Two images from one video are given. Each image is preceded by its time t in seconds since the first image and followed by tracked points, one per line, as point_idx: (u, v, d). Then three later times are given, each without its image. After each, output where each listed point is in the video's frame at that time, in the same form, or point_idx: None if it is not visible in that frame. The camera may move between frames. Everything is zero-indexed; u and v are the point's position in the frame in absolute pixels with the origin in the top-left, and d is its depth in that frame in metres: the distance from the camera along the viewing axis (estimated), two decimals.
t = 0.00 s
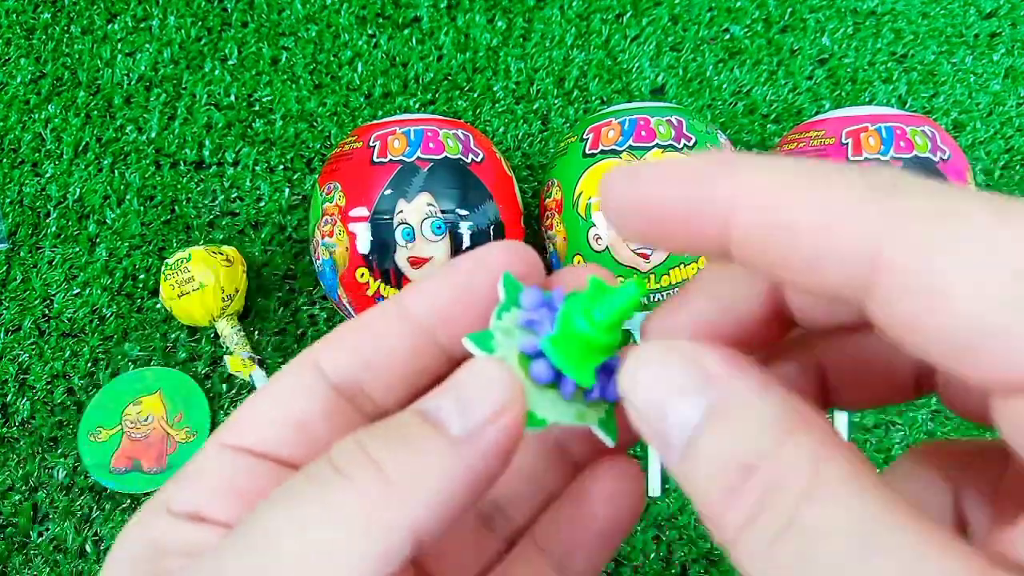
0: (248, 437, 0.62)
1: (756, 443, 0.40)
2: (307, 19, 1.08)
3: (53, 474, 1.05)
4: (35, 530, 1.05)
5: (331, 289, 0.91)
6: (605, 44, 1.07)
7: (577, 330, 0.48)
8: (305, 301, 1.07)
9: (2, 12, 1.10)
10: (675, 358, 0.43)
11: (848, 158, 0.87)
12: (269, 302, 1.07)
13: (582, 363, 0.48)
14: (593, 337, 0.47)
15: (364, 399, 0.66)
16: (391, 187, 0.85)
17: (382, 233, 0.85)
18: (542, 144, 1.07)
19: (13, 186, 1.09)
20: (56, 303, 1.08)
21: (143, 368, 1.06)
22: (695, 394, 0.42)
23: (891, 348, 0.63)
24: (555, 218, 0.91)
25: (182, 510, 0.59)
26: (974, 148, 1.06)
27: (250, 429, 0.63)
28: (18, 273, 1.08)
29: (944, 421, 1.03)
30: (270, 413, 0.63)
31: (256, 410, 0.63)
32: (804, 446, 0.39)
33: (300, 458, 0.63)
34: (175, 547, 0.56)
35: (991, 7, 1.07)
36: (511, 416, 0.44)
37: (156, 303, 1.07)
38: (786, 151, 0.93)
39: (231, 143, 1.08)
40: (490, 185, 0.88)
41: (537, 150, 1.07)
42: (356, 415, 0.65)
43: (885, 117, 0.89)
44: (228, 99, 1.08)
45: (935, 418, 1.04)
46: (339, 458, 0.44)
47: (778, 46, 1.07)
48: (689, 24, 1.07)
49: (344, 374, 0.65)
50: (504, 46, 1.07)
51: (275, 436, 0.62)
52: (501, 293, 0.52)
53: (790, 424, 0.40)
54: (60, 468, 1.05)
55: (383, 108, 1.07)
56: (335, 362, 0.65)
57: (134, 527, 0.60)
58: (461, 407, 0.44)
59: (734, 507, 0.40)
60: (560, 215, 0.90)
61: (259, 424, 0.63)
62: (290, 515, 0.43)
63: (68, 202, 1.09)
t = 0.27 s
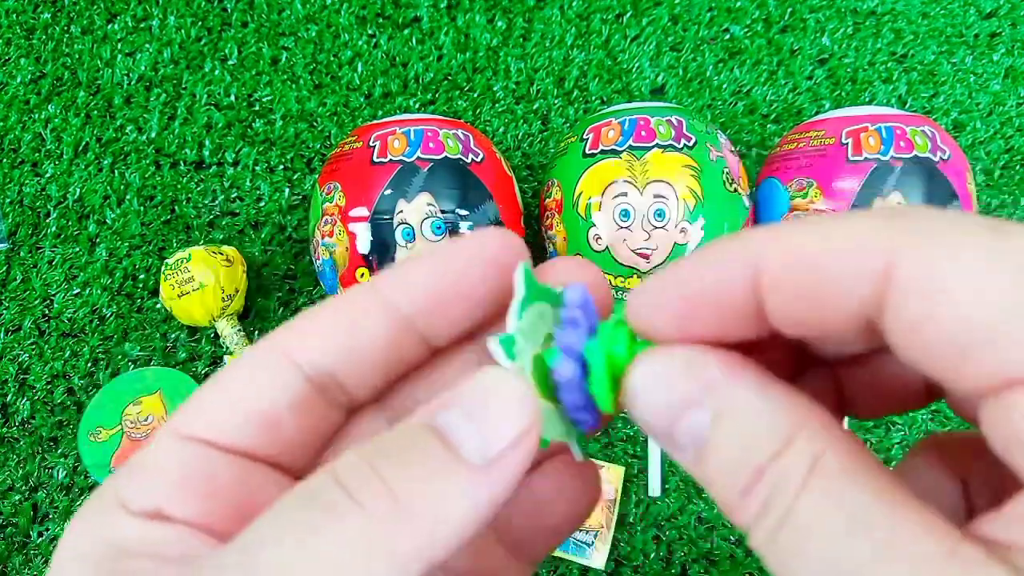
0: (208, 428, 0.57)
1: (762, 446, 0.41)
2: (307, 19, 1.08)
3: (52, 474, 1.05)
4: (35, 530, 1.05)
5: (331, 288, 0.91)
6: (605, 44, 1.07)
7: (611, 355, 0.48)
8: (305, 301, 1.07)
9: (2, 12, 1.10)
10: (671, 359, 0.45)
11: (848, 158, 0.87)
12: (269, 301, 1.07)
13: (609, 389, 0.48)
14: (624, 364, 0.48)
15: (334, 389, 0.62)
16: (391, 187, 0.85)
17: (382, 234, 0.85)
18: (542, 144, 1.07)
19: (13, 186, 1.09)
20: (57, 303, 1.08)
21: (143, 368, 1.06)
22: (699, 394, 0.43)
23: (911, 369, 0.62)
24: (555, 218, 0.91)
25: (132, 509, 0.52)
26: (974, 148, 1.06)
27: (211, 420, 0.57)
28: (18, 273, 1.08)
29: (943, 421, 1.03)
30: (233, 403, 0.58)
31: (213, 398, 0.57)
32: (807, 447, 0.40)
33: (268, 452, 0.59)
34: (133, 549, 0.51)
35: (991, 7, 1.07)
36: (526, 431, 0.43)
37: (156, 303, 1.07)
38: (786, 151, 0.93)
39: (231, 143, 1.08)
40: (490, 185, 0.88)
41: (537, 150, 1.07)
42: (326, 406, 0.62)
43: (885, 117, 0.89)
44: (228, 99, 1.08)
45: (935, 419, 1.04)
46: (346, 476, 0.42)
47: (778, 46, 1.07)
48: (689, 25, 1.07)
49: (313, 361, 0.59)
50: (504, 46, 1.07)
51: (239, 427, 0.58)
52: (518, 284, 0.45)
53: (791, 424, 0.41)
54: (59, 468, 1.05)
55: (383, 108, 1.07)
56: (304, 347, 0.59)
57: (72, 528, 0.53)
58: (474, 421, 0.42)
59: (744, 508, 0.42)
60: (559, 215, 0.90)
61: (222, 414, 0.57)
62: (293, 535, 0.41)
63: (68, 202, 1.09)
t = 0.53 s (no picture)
0: (216, 420, 0.61)
1: (768, 381, 0.39)
2: (307, 19, 1.08)
3: (52, 474, 1.05)
4: (35, 530, 1.05)
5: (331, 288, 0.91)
6: (605, 44, 1.07)
7: (617, 385, 0.43)
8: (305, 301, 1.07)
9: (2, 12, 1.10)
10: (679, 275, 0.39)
11: (848, 158, 0.87)
12: (269, 301, 1.07)
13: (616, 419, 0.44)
14: (630, 393, 0.43)
15: (329, 372, 0.65)
16: (391, 187, 0.85)
17: (382, 234, 0.85)
18: (542, 144, 1.07)
19: (13, 186, 1.09)
20: (56, 304, 1.08)
21: (143, 367, 1.06)
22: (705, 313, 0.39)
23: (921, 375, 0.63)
24: (555, 218, 0.91)
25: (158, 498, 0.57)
26: (974, 148, 1.06)
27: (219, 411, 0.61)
28: (18, 273, 1.08)
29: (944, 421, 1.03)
30: (237, 394, 0.62)
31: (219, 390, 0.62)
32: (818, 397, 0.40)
33: (276, 434, 0.63)
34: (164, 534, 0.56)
35: (991, 7, 1.07)
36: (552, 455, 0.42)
37: (156, 303, 1.07)
38: (786, 151, 0.93)
39: (231, 143, 1.08)
40: (490, 185, 0.88)
41: (537, 150, 1.07)
42: (328, 389, 0.66)
43: (885, 117, 0.89)
44: (228, 99, 1.08)
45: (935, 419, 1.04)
46: (371, 492, 0.42)
47: (778, 46, 1.07)
48: (689, 24, 1.07)
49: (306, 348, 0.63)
50: (505, 46, 1.07)
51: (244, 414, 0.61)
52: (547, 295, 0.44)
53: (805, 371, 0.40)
54: (59, 468, 1.05)
55: (383, 108, 1.07)
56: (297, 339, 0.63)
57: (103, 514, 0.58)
58: (502, 445, 0.41)
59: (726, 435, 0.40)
60: (559, 215, 0.90)
61: (228, 404, 0.61)
62: (317, 548, 0.42)
63: (68, 202, 1.09)
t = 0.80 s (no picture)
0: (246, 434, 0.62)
1: (748, 387, 0.39)
2: (307, 19, 1.08)
3: (53, 474, 1.05)
4: (35, 530, 1.05)
5: (331, 289, 0.91)
6: (605, 44, 1.07)
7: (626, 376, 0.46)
8: (305, 301, 1.07)
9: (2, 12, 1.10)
10: (663, 288, 0.40)
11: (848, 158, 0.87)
12: (269, 301, 1.07)
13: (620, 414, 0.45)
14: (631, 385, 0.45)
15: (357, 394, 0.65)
16: (391, 187, 0.85)
17: (382, 234, 0.85)
18: (542, 144, 1.07)
19: (13, 186, 1.09)
20: (56, 304, 1.08)
21: (143, 368, 1.06)
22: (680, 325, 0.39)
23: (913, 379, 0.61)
24: (555, 218, 0.91)
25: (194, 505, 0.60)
26: (974, 149, 1.06)
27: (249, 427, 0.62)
28: (18, 273, 1.08)
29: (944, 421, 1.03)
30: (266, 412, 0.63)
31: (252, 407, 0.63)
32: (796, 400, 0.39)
33: (309, 449, 0.64)
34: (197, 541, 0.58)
35: (991, 7, 1.07)
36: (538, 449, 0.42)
37: (156, 303, 1.07)
38: (786, 151, 0.93)
39: (231, 143, 1.08)
40: (490, 185, 0.88)
41: (537, 150, 1.07)
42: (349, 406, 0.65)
43: (885, 117, 0.89)
44: (227, 99, 1.08)
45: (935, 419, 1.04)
46: (359, 482, 0.43)
47: (778, 46, 1.07)
48: (689, 25, 1.07)
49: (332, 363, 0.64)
50: (504, 46, 1.07)
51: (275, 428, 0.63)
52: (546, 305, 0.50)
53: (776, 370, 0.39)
54: (60, 468, 1.05)
55: (383, 108, 1.07)
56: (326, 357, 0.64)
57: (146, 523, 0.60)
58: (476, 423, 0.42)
59: (719, 444, 0.40)
60: (559, 215, 0.90)
61: (261, 419, 0.62)
62: (309, 548, 0.42)
63: (68, 202, 1.09)
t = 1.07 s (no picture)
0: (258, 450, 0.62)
1: (751, 443, 0.40)
2: (307, 19, 1.08)
3: (52, 474, 1.05)
4: (35, 531, 1.05)
5: (331, 289, 0.91)
6: (605, 44, 1.07)
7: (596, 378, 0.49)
8: (305, 301, 1.07)
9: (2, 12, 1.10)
10: (670, 354, 0.43)
11: (848, 158, 0.87)
12: (269, 301, 1.07)
13: (585, 406, 0.48)
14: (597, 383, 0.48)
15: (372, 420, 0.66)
16: (391, 187, 0.85)
17: (382, 234, 0.84)
18: (542, 144, 1.07)
19: (13, 186, 1.09)
20: (56, 303, 1.08)
21: (143, 368, 1.06)
22: (690, 394, 0.42)
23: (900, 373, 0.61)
24: (555, 218, 0.91)
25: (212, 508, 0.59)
26: (974, 149, 1.06)
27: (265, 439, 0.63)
28: (18, 273, 1.08)
29: (944, 420, 1.03)
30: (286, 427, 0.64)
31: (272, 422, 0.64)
32: (802, 446, 0.39)
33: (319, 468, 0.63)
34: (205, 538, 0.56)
35: (991, 7, 1.07)
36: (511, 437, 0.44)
37: (156, 303, 1.07)
38: (786, 151, 0.93)
39: (231, 143, 1.08)
40: (490, 185, 0.88)
41: (537, 150, 1.07)
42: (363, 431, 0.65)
43: (885, 117, 0.89)
44: (228, 99, 1.08)
45: (935, 418, 1.04)
46: (336, 468, 0.45)
47: (778, 46, 1.07)
48: (689, 24, 1.07)
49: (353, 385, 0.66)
50: (505, 46, 1.07)
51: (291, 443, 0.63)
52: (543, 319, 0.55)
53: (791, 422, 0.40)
54: (59, 468, 1.05)
55: (383, 108, 1.07)
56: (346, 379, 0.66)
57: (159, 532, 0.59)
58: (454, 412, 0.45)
59: (735, 498, 0.40)
60: (559, 215, 0.90)
61: (278, 432, 0.63)
62: (286, 531, 0.44)
63: (68, 202, 1.09)
